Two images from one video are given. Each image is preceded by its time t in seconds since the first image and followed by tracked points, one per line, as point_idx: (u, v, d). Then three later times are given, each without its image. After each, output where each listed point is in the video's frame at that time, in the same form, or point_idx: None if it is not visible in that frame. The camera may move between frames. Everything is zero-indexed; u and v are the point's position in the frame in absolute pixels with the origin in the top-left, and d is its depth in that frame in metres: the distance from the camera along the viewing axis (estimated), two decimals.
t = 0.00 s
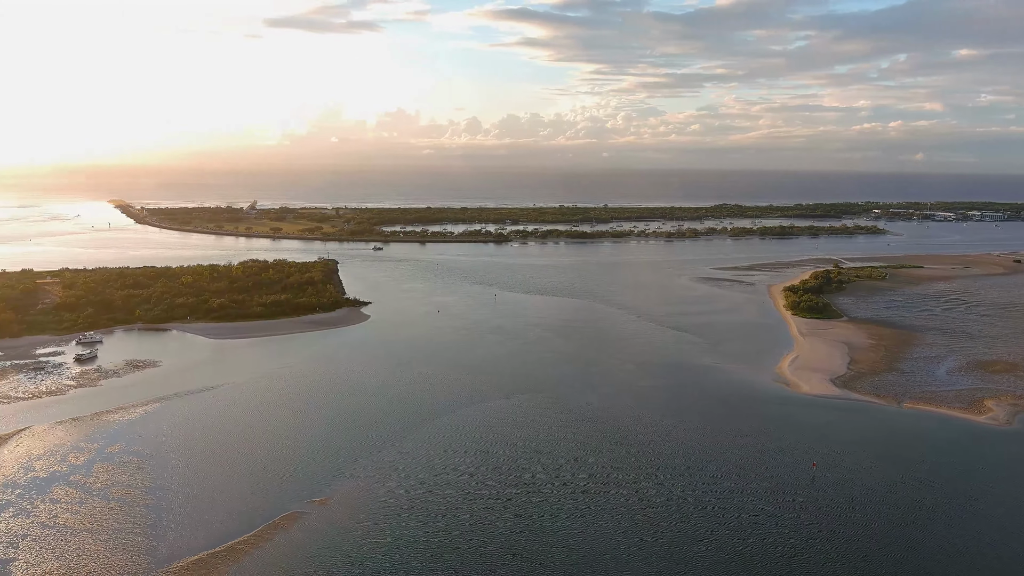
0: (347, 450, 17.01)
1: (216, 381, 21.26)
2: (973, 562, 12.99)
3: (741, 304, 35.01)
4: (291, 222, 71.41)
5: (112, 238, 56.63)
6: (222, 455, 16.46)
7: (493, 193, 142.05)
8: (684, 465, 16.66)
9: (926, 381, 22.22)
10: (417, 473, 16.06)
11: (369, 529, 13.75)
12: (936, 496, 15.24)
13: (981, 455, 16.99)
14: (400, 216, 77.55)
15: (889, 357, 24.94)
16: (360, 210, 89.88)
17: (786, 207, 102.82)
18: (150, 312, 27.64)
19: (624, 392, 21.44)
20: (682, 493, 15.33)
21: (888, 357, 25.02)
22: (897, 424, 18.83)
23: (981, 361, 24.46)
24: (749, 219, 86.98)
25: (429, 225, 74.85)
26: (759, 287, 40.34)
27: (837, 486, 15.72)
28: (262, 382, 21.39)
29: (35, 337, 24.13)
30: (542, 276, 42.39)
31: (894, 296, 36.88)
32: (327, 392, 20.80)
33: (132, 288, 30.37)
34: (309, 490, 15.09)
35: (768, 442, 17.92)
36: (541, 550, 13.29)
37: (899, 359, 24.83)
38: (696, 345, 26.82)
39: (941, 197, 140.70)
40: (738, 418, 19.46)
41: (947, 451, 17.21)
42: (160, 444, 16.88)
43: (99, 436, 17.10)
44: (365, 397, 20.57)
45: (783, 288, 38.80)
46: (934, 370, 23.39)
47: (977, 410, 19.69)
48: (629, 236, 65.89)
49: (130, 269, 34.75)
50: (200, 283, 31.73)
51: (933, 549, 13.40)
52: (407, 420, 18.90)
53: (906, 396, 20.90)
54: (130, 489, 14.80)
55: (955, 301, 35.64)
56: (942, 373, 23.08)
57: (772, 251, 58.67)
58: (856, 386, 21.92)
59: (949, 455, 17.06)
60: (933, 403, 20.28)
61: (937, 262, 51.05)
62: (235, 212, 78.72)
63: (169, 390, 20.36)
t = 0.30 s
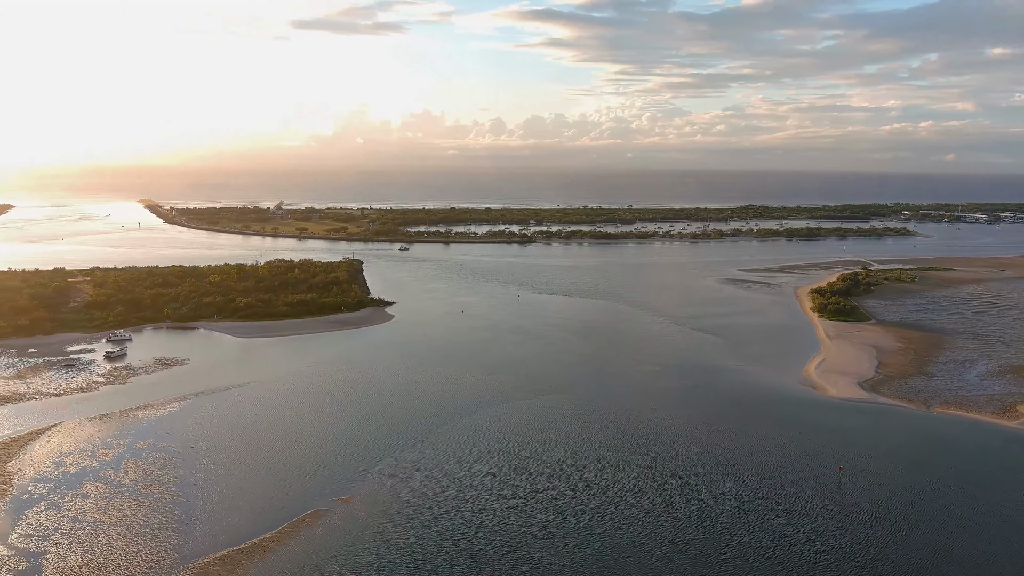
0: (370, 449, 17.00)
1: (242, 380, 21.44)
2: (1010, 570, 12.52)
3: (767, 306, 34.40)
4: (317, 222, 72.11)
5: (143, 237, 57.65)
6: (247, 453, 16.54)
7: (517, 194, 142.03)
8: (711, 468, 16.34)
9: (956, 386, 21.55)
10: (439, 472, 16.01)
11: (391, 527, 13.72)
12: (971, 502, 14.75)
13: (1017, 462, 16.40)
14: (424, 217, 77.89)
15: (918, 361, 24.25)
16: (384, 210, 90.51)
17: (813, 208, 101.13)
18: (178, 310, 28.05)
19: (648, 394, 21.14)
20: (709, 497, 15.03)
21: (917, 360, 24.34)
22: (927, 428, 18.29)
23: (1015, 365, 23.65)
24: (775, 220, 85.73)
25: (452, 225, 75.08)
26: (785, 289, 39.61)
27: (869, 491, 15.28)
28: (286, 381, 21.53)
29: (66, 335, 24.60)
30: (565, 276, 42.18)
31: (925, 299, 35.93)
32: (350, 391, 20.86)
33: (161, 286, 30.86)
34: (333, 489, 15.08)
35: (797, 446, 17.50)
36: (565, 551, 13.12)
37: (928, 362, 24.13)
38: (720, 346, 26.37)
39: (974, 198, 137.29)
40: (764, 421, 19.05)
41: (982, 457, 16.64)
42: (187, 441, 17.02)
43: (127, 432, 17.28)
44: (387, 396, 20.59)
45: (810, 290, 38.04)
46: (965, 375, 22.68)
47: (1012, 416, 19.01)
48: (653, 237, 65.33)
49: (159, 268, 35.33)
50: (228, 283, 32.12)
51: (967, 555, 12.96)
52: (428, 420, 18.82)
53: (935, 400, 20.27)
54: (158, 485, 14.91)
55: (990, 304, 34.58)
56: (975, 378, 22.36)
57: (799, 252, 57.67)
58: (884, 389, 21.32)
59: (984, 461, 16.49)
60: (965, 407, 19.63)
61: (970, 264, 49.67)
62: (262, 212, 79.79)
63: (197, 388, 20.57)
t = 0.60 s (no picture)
0: (394, 448, 16.97)
1: (268, 378, 21.60)
2: None
3: (794, 308, 33.73)
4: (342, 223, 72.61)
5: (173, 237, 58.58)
6: (272, 451, 16.61)
7: (541, 195, 141.88)
8: (741, 472, 15.95)
9: (991, 391, 20.83)
10: (464, 471, 15.94)
11: (416, 526, 13.68)
12: (1010, 511, 14.20)
13: None
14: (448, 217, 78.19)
15: (950, 365, 23.51)
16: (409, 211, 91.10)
17: (842, 209, 99.13)
18: (207, 309, 28.45)
19: (674, 396, 20.79)
20: (738, 500, 14.69)
21: (949, 364, 23.60)
22: (961, 434, 17.68)
23: None
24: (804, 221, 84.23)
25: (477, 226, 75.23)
26: (813, 291, 38.82)
27: (901, 498, 14.80)
28: (312, 380, 21.63)
29: (99, 332, 25.07)
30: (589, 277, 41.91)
31: (959, 302, 34.89)
32: (374, 390, 20.88)
33: (191, 285, 31.36)
34: (358, 488, 15.05)
35: (829, 450, 17.03)
36: (590, 553, 12.93)
37: (961, 367, 23.37)
38: (747, 349, 25.88)
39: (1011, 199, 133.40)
40: (794, 424, 18.59)
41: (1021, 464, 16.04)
42: (214, 438, 17.16)
43: (157, 429, 17.43)
44: (410, 395, 20.59)
45: (839, 293, 37.19)
46: (1000, 379, 21.91)
47: None
48: (680, 238, 64.56)
49: (189, 267, 35.94)
50: (256, 282, 32.51)
51: (1007, 566, 12.47)
52: (450, 420, 18.76)
53: (969, 405, 19.60)
54: (186, 481, 14.99)
55: None
56: (1010, 383, 21.59)
57: (828, 254, 56.55)
58: (915, 394, 20.69)
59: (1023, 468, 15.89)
60: (1000, 413, 18.94)
61: (1006, 267, 48.17)
62: (289, 212, 80.85)
63: (224, 386, 20.74)
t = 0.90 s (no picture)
0: (415, 447, 16.95)
1: (293, 377, 21.75)
2: None
3: (821, 310, 33.06)
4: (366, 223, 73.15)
5: (201, 237, 59.38)
6: (296, 449, 16.70)
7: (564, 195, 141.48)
8: (769, 476, 15.63)
9: None
10: (487, 472, 15.87)
11: (440, 525, 13.64)
12: None
13: None
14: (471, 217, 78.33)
15: (982, 369, 22.82)
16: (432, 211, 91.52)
17: (868, 211, 97.30)
18: (233, 308, 28.81)
19: (698, 398, 20.47)
20: (767, 505, 14.38)
21: (981, 369, 22.90)
22: (994, 440, 17.12)
23: None
24: (831, 222, 82.65)
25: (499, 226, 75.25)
26: (841, 293, 38.03)
27: (931, 503, 14.41)
28: (335, 379, 21.73)
29: (129, 331, 25.51)
30: (612, 278, 41.62)
31: (992, 305, 33.90)
32: (396, 390, 20.92)
33: (218, 284, 31.78)
34: (381, 487, 15.04)
35: (860, 455, 16.60)
36: (615, 555, 12.74)
37: (993, 371, 22.68)
38: (773, 351, 25.41)
39: None
40: (822, 428, 18.17)
41: None
42: (239, 436, 17.31)
43: (184, 426, 17.64)
44: (431, 395, 20.58)
45: (867, 295, 36.35)
46: None
47: None
48: (705, 239, 63.66)
49: (216, 266, 36.47)
50: (282, 281, 32.83)
51: None
52: (472, 420, 18.71)
53: (1002, 411, 18.98)
54: (213, 478, 15.12)
55: None
56: None
57: (857, 256, 55.44)
58: (946, 399, 20.09)
59: None
60: None
61: None
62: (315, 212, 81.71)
63: (250, 384, 20.95)
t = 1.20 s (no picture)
0: (437, 446, 16.93)
1: (318, 375, 21.88)
2: None
3: (849, 312, 32.35)
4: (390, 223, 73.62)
5: (228, 237, 60.11)
6: (320, 447, 16.76)
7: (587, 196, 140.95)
8: (799, 479, 15.27)
9: None
10: (510, 471, 15.77)
11: (462, 524, 13.58)
12: None
13: None
14: (494, 217, 78.40)
15: (1015, 373, 22.08)
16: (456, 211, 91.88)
17: (899, 212, 95.22)
18: (259, 307, 29.13)
19: (724, 400, 20.12)
20: (796, 509, 14.05)
21: (1014, 373, 22.16)
22: None
23: None
24: (860, 223, 80.99)
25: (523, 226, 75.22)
26: (870, 295, 37.19)
27: (962, 509, 14.00)
28: (359, 378, 21.80)
29: (157, 329, 25.91)
30: (635, 278, 41.26)
31: None
32: (418, 389, 20.93)
33: (245, 284, 32.19)
34: (403, 486, 15.00)
35: (892, 460, 16.15)
36: (639, 557, 12.55)
37: None
38: (798, 353, 24.90)
39: None
40: (853, 432, 17.72)
41: None
42: (265, 433, 17.44)
43: (210, 423, 17.84)
44: (452, 394, 20.54)
45: (897, 297, 35.46)
46: None
47: None
48: (731, 240, 62.74)
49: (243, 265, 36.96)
50: (307, 281, 33.11)
51: None
52: (494, 419, 18.62)
53: None
54: (238, 475, 15.25)
55: None
56: None
57: (886, 257, 54.24)
58: (977, 403, 19.46)
59: None
60: None
61: None
62: (340, 212, 82.58)
63: (275, 382, 21.13)
